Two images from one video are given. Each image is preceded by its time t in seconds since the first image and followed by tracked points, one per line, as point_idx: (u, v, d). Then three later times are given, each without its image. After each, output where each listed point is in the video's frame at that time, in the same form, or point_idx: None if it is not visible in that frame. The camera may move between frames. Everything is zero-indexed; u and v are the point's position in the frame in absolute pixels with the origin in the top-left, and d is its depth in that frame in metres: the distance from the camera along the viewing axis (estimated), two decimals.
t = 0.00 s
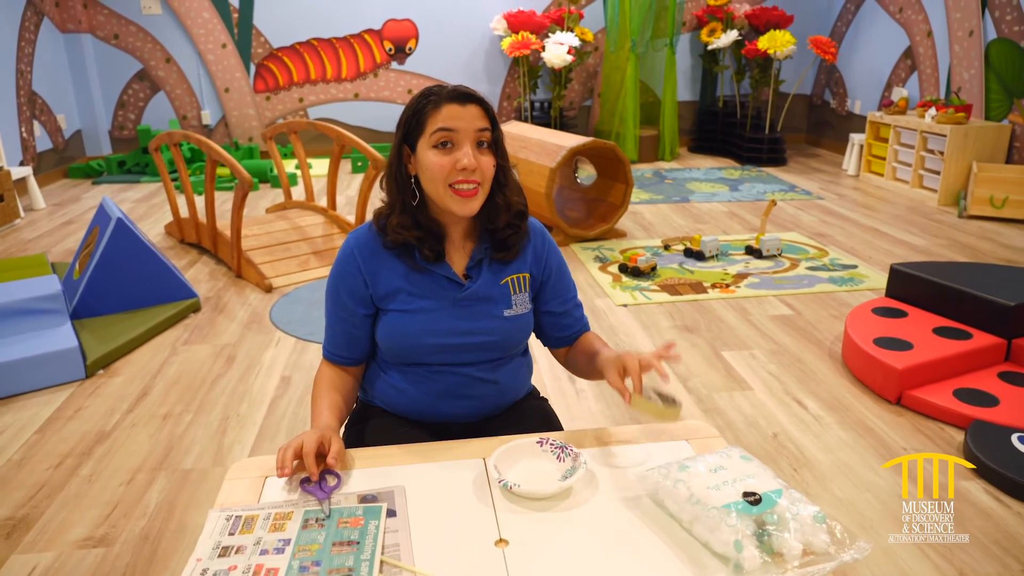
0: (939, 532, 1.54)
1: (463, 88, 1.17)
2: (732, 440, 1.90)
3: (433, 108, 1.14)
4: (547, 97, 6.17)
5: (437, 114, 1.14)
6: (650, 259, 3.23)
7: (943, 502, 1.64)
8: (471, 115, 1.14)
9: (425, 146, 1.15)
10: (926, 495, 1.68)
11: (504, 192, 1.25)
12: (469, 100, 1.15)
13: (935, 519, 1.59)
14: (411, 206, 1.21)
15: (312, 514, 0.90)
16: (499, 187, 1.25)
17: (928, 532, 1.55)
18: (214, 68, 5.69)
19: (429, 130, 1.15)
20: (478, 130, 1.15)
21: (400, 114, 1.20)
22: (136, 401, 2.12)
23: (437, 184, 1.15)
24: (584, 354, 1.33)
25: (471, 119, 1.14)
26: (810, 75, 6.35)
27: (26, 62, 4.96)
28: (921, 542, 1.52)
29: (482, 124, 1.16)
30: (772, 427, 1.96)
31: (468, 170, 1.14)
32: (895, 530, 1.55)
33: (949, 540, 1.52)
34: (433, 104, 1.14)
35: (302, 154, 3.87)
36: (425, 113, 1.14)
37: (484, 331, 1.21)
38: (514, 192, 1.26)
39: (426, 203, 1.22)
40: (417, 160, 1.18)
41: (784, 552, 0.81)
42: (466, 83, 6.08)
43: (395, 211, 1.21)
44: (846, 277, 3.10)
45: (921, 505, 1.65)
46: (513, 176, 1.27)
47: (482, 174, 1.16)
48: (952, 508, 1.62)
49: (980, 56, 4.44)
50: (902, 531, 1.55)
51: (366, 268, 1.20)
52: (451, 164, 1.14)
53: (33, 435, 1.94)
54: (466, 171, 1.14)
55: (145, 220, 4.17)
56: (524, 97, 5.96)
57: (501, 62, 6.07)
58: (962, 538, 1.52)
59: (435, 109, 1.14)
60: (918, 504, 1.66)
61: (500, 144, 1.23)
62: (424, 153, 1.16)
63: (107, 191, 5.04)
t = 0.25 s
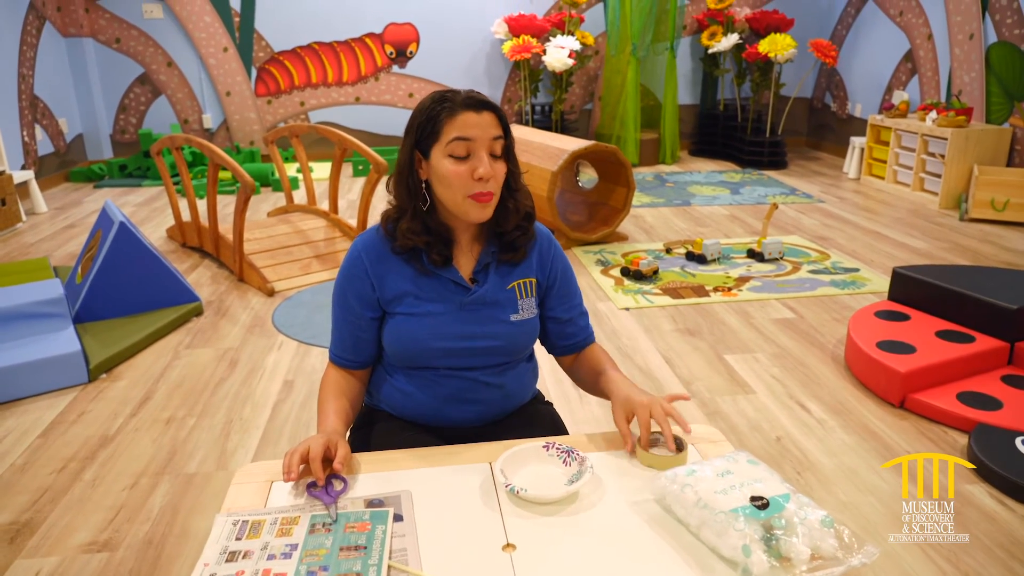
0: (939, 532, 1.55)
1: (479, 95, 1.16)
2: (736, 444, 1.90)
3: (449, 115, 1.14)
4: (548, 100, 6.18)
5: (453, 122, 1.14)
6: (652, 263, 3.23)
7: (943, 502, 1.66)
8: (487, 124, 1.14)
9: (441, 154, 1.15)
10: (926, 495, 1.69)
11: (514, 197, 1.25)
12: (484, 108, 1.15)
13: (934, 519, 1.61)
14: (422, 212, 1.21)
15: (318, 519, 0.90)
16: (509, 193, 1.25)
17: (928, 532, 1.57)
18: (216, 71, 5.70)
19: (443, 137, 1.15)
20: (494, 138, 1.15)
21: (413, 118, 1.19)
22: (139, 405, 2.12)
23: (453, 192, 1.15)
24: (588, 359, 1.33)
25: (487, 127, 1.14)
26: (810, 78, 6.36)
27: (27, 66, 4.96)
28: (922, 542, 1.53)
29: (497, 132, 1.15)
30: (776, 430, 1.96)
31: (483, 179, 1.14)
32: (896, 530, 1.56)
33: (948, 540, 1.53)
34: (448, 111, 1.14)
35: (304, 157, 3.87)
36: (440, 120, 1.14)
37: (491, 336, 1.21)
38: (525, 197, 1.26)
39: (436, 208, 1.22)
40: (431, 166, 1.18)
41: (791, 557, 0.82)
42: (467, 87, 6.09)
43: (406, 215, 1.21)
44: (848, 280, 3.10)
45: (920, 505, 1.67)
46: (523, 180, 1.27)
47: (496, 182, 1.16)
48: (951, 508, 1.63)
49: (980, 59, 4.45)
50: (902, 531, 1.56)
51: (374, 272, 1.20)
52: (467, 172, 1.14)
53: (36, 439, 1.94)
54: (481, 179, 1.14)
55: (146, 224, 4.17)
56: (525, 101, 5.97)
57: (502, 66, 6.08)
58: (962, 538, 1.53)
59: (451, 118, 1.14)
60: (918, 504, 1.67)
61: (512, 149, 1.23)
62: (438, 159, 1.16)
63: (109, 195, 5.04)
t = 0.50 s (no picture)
0: (939, 532, 1.56)
1: (487, 99, 1.16)
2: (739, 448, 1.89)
3: (457, 119, 1.14)
4: (549, 103, 6.18)
5: (462, 127, 1.14)
6: (654, 266, 3.23)
7: (943, 502, 1.67)
8: (496, 129, 1.14)
9: (449, 159, 1.15)
10: (926, 495, 1.70)
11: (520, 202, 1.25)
12: (493, 112, 1.15)
13: (934, 520, 1.61)
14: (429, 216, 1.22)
15: (323, 523, 0.90)
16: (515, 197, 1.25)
17: (927, 532, 1.57)
18: (217, 75, 5.71)
19: (451, 142, 1.15)
20: (502, 143, 1.16)
21: (421, 122, 1.20)
22: (142, 409, 2.12)
23: (462, 197, 1.16)
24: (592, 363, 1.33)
25: (495, 132, 1.14)
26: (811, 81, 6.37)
27: (29, 69, 4.97)
28: (922, 542, 1.54)
29: (505, 137, 1.16)
30: (779, 433, 1.96)
31: (491, 184, 1.14)
32: (896, 530, 1.57)
33: (948, 540, 1.54)
34: (457, 116, 1.14)
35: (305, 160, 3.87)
36: (449, 124, 1.14)
37: (495, 340, 1.21)
38: (531, 202, 1.26)
39: (443, 213, 1.22)
40: (438, 170, 1.18)
41: (798, 561, 0.81)
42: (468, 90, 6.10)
43: (412, 219, 1.21)
44: (851, 283, 3.10)
45: (920, 505, 1.67)
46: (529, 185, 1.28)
47: (504, 188, 1.16)
48: (951, 508, 1.64)
49: (981, 62, 4.45)
50: (902, 532, 1.57)
51: (379, 276, 1.20)
52: (475, 177, 1.14)
53: (38, 443, 1.94)
54: (490, 184, 1.14)
55: (148, 227, 4.17)
56: (526, 104, 5.97)
57: (503, 69, 6.08)
58: (962, 538, 1.54)
59: (460, 122, 1.14)
60: (918, 504, 1.68)
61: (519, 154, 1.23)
62: (446, 164, 1.16)
63: (110, 198, 5.05)
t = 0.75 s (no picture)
0: (939, 532, 1.56)
1: (486, 103, 1.17)
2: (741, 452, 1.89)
3: (456, 123, 1.15)
4: (549, 107, 6.19)
5: (460, 130, 1.14)
6: (654, 269, 3.23)
7: (943, 502, 1.67)
8: (494, 132, 1.15)
9: (448, 162, 1.16)
10: (925, 495, 1.70)
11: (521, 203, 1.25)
12: (492, 115, 1.15)
13: (934, 519, 1.60)
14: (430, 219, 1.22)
15: (327, 527, 0.90)
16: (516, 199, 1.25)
17: (928, 532, 1.57)
18: (217, 78, 5.71)
19: (450, 146, 1.16)
20: (500, 146, 1.16)
21: (422, 126, 1.20)
22: (142, 413, 2.12)
23: (461, 200, 1.16)
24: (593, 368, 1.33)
25: (493, 135, 1.14)
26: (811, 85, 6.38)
27: (29, 73, 4.97)
28: (921, 542, 1.54)
29: (504, 140, 1.16)
30: (780, 437, 1.96)
31: (489, 188, 1.14)
32: (895, 530, 1.58)
33: (948, 539, 1.55)
34: (456, 119, 1.15)
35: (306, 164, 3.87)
36: (448, 128, 1.14)
37: (495, 345, 1.21)
38: (532, 204, 1.25)
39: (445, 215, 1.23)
40: (438, 174, 1.18)
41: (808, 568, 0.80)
42: (468, 94, 6.11)
43: (414, 222, 1.21)
44: (851, 287, 3.10)
45: (921, 505, 1.67)
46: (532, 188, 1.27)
47: (503, 190, 1.16)
48: (951, 508, 1.65)
49: (980, 66, 4.46)
50: (902, 531, 1.58)
51: (382, 278, 1.21)
52: (473, 180, 1.15)
53: (39, 447, 1.94)
54: (488, 187, 1.14)
55: (149, 230, 4.17)
56: (526, 108, 5.99)
57: (503, 73, 6.09)
58: (962, 537, 1.55)
59: (459, 125, 1.14)
60: (919, 504, 1.68)
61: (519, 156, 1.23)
62: (445, 167, 1.16)
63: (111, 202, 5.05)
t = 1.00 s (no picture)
0: (938, 532, 1.59)
1: (463, 107, 1.17)
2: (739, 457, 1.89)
3: (433, 129, 1.16)
4: (547, 112, 6.20)
5: (437, 135, 1.15)
6: (652, 274, 3.23)
7: (943, 502, 1.70)
8: (470, 134, 1.15)
9: (429, 168, 1.17)
10: (926, 495, 1.74)
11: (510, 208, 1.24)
12: (468, 118, 1.16)
13: (934, 520, 1.65)
14: (422, 227, 1.22)
15: (326, 533, 0.90)
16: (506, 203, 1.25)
17: (928, 532, 1.61)
18: (215, 84, 5.72)
19: (430, 152, 1.17)
20: (478, 147, 1.16)
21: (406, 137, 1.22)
22: (140, 419, 2.11)
23: (442, 205, 1.16)
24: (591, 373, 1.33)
25: (469, 138, 1.15)
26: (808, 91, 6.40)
27: (27, 79, 4.97)
28: (922, 542, 1.57)
29: (482, 141, 1.16)
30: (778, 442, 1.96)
31: (469, 190, 1.14)
32: (896, 532, 1.60)
33: (950, 541, 1.57)
34: (433, 125, 1.16)
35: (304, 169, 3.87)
36: (425, 134, 1.15)
37: (494, 351, 1.20)
38: (521, 208, 1.25)
39: (436, 222, 1.23)
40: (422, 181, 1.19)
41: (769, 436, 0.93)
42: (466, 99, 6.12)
43: (406, 230, 1.22)
44: (848, 292, 3.11)
45: (920, 505, 1.71)
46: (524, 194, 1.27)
47: (485, 193, 1.16)
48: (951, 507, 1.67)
49: (976, 72, 4.47)
50: (903, 532, 1.60)
51: (379, 283, 1.21)
52: (453, 183, 1.15)
53: (36, 453, 1.93)
54: (467, 189, 1.14)
55: (146, 236, 4.17)
56: (524, 113, 5.99)
57: (501, 79, 6.10)
58: (963, 538, 1.56)
59: (436, 131, 1.15)
60: (919, 504, 1.72)
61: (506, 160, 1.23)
62: (427, 173, 1.17)
63: (108, 208, 5.04)
